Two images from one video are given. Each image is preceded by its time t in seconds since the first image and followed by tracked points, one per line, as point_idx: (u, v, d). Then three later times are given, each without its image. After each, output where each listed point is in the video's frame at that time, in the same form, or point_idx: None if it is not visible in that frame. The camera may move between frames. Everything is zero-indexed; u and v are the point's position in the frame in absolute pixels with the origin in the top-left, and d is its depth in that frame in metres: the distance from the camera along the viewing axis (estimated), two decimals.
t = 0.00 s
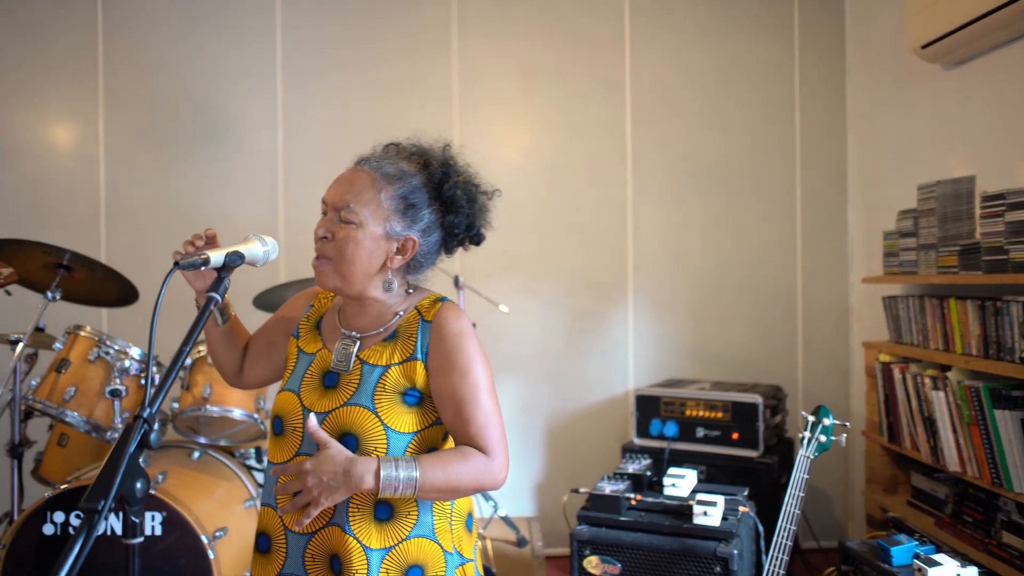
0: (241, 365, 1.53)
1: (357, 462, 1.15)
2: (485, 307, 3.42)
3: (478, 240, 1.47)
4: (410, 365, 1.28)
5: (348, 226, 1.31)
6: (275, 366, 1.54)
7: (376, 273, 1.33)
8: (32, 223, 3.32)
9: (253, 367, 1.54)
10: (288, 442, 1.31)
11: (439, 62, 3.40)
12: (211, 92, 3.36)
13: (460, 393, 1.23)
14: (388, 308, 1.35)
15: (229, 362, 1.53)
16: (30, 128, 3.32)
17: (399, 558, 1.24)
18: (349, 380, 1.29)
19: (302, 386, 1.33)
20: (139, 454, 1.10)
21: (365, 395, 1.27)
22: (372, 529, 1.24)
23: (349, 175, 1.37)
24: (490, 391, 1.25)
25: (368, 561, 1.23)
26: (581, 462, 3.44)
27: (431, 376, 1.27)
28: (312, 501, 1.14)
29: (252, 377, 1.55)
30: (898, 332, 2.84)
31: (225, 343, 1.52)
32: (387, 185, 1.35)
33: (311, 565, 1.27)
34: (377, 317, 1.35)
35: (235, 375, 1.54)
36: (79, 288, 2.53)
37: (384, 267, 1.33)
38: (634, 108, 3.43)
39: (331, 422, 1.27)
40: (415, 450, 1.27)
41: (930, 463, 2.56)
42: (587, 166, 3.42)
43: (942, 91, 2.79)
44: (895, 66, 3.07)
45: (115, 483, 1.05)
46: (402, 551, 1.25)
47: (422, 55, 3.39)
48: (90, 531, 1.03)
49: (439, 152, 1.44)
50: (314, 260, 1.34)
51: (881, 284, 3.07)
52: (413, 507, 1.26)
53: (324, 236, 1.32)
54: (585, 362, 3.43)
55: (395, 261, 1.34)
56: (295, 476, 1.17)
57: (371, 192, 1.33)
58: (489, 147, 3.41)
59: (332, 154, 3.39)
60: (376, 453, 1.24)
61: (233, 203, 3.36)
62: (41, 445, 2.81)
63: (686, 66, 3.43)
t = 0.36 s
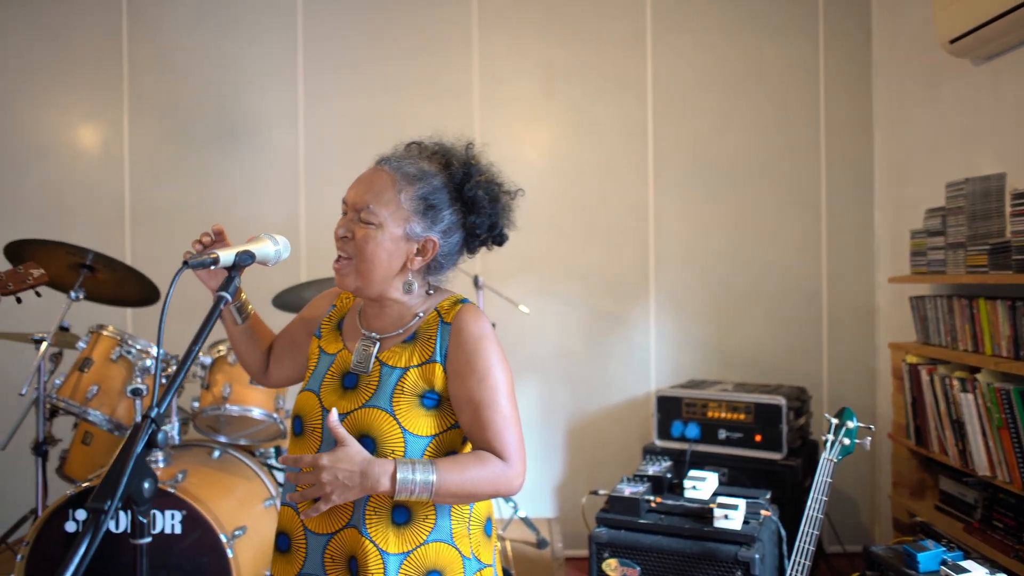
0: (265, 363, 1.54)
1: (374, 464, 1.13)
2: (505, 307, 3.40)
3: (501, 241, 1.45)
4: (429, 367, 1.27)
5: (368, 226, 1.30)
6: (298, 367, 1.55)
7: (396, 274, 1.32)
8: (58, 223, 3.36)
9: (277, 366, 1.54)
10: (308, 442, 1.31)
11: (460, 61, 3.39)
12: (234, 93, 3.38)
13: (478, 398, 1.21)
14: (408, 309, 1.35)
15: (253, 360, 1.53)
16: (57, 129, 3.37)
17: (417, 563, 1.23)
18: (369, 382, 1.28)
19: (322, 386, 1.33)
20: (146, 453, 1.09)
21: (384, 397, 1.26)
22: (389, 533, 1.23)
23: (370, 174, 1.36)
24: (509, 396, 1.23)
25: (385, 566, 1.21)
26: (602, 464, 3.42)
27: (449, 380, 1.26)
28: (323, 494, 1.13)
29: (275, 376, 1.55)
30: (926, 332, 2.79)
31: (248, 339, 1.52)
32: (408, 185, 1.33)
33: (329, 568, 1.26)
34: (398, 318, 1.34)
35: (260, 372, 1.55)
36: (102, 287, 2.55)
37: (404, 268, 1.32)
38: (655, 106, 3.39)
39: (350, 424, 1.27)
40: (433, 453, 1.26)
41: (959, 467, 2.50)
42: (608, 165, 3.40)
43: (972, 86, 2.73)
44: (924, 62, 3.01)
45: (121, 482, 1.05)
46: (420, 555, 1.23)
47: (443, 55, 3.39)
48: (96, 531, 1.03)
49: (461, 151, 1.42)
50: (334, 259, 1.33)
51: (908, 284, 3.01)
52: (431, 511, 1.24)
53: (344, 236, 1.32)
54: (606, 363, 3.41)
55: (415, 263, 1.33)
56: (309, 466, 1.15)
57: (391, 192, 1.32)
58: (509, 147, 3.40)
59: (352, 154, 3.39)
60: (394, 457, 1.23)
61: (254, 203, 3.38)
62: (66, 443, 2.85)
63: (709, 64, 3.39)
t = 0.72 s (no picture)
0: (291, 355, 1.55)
1: (397, 469, 1.13)
2: (528, 308, 3.40)
3: (524, 245, 1.43)
4: (448, 371, 1.26)
5: (390, 229, 1.30)
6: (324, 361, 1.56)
7: (416, 277, 1.32)
8: (88, 224, 3.42)
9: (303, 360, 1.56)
10: (330, 444, 1.31)
11: (483, 62, 3.39)
12: (259, 94, 3.41)
13: (499, 401, 1.19)
14: (428, 312, 1.34)
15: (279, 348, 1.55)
16: (86, 131, 3.42)
17: (437, 566, 1.23)
18: (389, 385, 1.28)
19: (345, 388, 1.33)
20: (163, 455, 1.10)
21: (404, 400, 1.25)
22: (409, 536, 1.23)
23: (393, 177, 1.35)
24: (531, 398, 1.21)
25: (405, 568, 1.21)
26: (626, 465, 3.40)
27: (469, 383, 1.25)
28: (349, 503, 1.13)
29: (301, 366, 1.57)
30: (957, 334, 2.73)
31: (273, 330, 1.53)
32: (431, 188, 1.33)
33: (350, 570, 1.26)
34: (418, 321, 1.34)
35: (284, 361, 1.56)
36: (128, 288, 2.58)
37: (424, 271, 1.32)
38: (680, 105, 3.36)
39: (371, 427, 1.27)
40: (453, 458, 1.25)
41: (991, 472, 2.44)
42: (631, 164, 3.37)
43: (1004, 83, 2.67)
44: (955, 58, 2.95)
45: (139, 482, 1.06)
46: (441, 558, 1.23)
47: (466, 55, 3.39)
48: (113, 532, 1.05)
49: (486, 154, 1.41)
50: (357, 261, 1.34)
51: (938, 285, 2.95)
52: (451, 514, 1.23)
53: (366, 238, 1.32)
54: (630, 364, 3.39)
55: (436, 266, 1.33)
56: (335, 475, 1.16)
57: (413, 195, 1.32)
58: (532, 147, 3.39)
59: (376, 155, 3.40)
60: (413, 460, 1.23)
61: (279, 205, 3.40)
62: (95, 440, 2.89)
63: (734, 62, 3.35)
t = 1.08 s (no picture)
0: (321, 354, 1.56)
1: (421, 465, 1.12)
2: (554, 309, 3.39)
3: (547, 248, 1.43)
4: (472, 379, 1.26)
5: (414, 238, 1.31)
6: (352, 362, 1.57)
7: (442, 284, 1.32)
8: (121, 226, 3.47)
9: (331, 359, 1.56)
10: (357, 449, 1.32)
11: (509, 63, 3.39)
12: (288, 97, 3.44)
13: (523, 407, 1.19)
14: (454, 319, 1.35)
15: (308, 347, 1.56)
16: (119, 135, 3.48)
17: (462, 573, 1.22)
18: (415, 392, 1.29)
19: (373, 394, 1.34)
20: (193, 458, 1.11)
21: (429, 407, 1.26)
22: (434, 542, 1.23)
23: (415, 185, 1.35)
24: (554, 405, 1.21)
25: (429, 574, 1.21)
26: (653, 467, 3.38)
27: (493, 391, 1.25)
28: (369, 499, 1.12)
29: (330, 367, 1.57)
30: (992, 337, 2.67)
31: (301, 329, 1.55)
32: (453, 195, 1.33)
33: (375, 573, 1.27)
34: (443, 327, 1.34)
35: (313, 361, 1.57)
36: (160, 290, 2.62)
37: (449, 278, 1.32)
38: (707, 105, 3.34)
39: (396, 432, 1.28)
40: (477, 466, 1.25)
41: None
42: (658, 165, 3.36)
43: None
44: (989, 54, 2.89)
45: (169, 483, 1.08)
46: (466, 566, 1.22)
47: (493, 56, 3.39)
48: (144, 532, 1.07)
49: (506, 158, 1.41)
50: (382, 270, 1.34)
51: (972, 286, 2.90)
52: (476, 521, 1.23)
53: (390, 247, 1.32)
54: (657, 366, 3.37)
55: (461, 273, 1.33)
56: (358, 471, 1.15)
57: (436, 203, 1.32)
58: (559, 148, 3.38)
59: (402, 157, 3.42)
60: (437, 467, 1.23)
61: (307, 206, 3.44)
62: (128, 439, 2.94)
63: (762, 61, 3.32)
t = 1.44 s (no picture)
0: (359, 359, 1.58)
1: (445, 456, 1.11)
2: (583, 310, 3.38)
3: (568, 243, 1.46)
4: (496, 378, 1.26)
5: (449, 240, 1.29)
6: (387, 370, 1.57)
7: (475, 285, 1.32)
8: (155, 227, 3.53)
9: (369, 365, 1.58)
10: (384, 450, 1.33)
11: (539, 63, 3.38)
12: (318, 99, 3.47)
13: (549, 406, 1.18)
14: (482, 319, 1.34)
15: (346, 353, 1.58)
16: (154, 138, 3.53)
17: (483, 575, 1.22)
18: (440, 392, 1.29)
19: (400, 394, 1.35)
20: (226, 458, 1.12)
21: (452, 407, 1.26)
22: (456, 543, 1.23)
23: (444, 186, 1.33)
24: (579, 405, 1.20)
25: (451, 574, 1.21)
26: (684, 470, 3.35)
27: (517, 391, 1.24)
28: (391, 487, 1.09)
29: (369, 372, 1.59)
30: None
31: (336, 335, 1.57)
32: (485, 196, 1.32)
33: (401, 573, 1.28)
34: (470, 327, 1.34)
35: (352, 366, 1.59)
36: (193, 290, 2.66)
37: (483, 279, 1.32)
38: (738, 104, 3.31)
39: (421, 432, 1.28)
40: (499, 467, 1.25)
41: None
42: (688, 165, 3.33)
43: None
44: None
45: (203, 484, 1.09)
46: (488, 567, 1.22)
47: (522, 57, 3.39)
48: (178, 530, 1.08)
49: (526, 157, 1.41)
50: (414, 273, 1.32)
51: (1012, 287, 2.83)
52: (499, 523, 1.23)
53: (425, 251, 1.30)
54: (687, 367, 3.34)
55: (495, 273, 1.34)
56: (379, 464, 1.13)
57: (470, 205, 1.30)
58: (588, 148, 3.37)
59: (432, 158, 3.43)
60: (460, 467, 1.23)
61: (338, 207, 3.46)
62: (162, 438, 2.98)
63: (794, 59, 3.28)
